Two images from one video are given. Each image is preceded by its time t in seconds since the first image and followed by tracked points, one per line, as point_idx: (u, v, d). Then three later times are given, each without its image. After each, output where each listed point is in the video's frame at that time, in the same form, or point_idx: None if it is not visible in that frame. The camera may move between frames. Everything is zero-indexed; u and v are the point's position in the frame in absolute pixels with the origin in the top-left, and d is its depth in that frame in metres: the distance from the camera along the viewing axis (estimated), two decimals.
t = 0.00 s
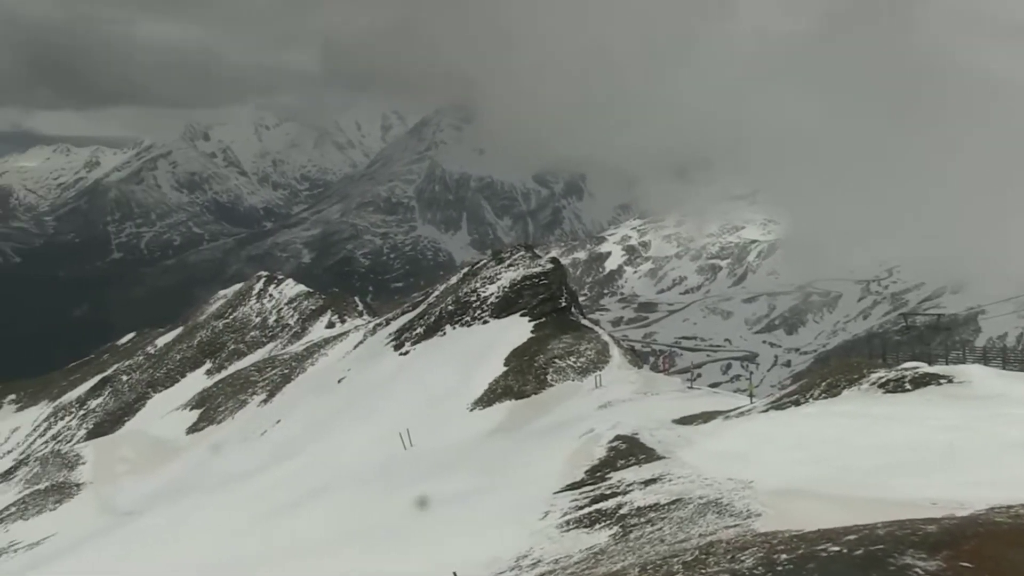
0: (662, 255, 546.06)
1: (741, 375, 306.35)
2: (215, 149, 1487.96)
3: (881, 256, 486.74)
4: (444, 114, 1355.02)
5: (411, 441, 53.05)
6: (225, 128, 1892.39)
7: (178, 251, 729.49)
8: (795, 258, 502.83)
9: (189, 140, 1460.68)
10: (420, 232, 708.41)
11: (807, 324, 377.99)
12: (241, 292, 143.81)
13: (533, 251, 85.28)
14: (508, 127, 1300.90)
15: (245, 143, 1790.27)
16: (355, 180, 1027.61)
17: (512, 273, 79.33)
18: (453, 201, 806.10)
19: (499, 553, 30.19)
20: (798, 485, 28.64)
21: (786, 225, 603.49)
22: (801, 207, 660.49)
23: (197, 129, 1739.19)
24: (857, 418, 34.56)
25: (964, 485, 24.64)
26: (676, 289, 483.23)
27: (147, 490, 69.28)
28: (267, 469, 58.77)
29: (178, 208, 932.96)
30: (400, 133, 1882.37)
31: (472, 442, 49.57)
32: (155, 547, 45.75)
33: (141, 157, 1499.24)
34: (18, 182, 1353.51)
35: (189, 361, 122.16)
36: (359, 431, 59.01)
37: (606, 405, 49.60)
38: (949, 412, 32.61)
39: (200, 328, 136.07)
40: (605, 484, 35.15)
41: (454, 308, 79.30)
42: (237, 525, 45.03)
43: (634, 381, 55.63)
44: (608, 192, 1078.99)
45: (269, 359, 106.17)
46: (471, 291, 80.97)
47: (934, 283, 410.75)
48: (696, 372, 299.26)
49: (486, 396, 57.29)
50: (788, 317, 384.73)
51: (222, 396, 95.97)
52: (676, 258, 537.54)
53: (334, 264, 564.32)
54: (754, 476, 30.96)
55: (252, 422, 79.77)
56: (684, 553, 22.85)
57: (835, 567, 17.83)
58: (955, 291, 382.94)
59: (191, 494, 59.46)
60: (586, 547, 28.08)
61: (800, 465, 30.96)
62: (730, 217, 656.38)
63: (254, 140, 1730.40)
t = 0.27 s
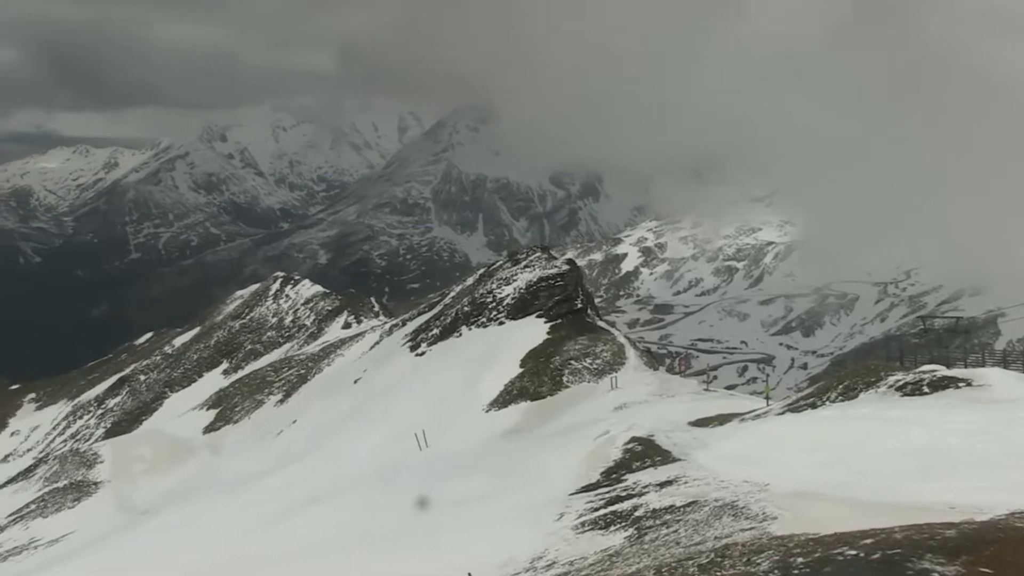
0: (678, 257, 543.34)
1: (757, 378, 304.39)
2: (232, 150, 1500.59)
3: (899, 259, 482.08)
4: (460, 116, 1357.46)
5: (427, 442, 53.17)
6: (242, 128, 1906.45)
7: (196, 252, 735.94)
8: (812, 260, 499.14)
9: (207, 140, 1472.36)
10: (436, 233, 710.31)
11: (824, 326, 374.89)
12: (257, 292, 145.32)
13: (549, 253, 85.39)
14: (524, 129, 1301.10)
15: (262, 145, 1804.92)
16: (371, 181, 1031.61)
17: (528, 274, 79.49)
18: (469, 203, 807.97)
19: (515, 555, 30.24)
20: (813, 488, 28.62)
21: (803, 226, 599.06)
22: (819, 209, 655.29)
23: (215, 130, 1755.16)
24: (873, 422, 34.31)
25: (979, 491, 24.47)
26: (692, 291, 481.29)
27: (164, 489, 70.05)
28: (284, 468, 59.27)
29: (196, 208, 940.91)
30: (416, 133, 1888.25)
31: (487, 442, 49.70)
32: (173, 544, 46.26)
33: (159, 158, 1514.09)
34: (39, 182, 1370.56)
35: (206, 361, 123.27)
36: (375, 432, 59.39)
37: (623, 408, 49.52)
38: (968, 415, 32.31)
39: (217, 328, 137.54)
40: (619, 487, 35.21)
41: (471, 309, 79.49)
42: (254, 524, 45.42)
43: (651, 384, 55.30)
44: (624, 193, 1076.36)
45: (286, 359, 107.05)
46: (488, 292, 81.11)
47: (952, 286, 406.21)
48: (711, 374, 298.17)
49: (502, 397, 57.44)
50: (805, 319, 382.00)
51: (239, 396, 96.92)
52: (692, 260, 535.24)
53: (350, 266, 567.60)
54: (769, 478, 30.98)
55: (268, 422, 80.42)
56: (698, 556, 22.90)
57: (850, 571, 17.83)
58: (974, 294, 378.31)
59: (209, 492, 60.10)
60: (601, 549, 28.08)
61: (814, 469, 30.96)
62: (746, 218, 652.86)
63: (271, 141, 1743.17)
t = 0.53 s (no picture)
0: (695, 259, 540.42)
1: (774, 380, 302.31)
2: (249, 151, 1511.45)
3: (919, 261, 476.86)
4: (476, 117, 1359.81)
5: (442, 443, 53.38)
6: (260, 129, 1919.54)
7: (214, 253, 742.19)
8: (830, 262, 495.03)
9: (225, 141, 1484.07)
10: (452, 234, 711.68)
11: (842, 328, 371.76)
12: (274, 293, 146.54)
13: (565, 254, 85.48)
14: (540, 130, 1301.34)
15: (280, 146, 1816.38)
16: (387, 182, 1035.65)
17: (544, 275, 79.64)
18: (485, 204, 808.70)
19: (530, 556, 30.34)
20: (831, 491, 28.35)
21: (821, 228, 594.08)
22: (837, 210, 650.02)
23: (233, 131, 1768.17)
24: (892, 425, 33.98)
25: (997, 496, 24.18)
26: (708, 292, 478.92)
27: (181, 488, 70.84)
28: (300, 467, 59.82)
29: (214, 209, 948.26)
30: (432, 135, 1893.79)
31: (502, 444, 49.85)
32: (192, 542, 46.84)
33: (178, 159, 1527.66)
34: (60, 183, 1387.92)
35: (223, 361, 124.42)
36: (390, 432, 59.74)
37: (637, 409, 49.52)
38: (987, 418, 32.02)
39: (234, 328, 138.86)
40: (635, 489, 35.15)
41: (486, 310, 79.73)
42: (271, 523, 45.86)
43: (667, 385, 55.17)
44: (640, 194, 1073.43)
45: (302, 359, 107.83)
46: (503, 293, 81.35)
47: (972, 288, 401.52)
48: (728, 375, 296.79)
49: (518, 397, 57.61)
50: (822, 321, 378.89)
51: (256, 395, 97.78)
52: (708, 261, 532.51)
53: (366, 267, 569.93)
54: (786, 481, 30.84)
55: (284, 422, 80.99)
56: (715, 558, 22.88)
57: None
58: (994, 296, 373.49)
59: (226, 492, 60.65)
60: (616, 550, 28.13)
61: (831, 472, 30.69)
62: (764, 219, 648.50)
63: (289, 143, 1754.01)
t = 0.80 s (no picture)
0: (711, 260, 537.07)
1: (790, 383, 300.20)
2: (267, 152, 1522.59)
3: (938, 263, 472.20)
4: (492, 118, 1361.21)
5: (458, 445, 53.52)
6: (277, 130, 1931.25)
7: (232, 254, 747.82)
8: (847, 263, 491.03)
9: (243, 142, 1495.89)
10: (468, 235, 713.17)
11: (859, 330, 368.75)
12: (290, 293, 147.67)
13: (581, 255, 85.42)
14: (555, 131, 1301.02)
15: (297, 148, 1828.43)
16: (403, 183, 1039.86)
17: (559, 277, 79.68)
18: (502, 205, 809.80)
19: (546, 557, 30.42)
20: (849, 495, 28.30)
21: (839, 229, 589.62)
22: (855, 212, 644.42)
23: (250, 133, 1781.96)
24: (909, 430, 33.63)
25: (1014, 500, 24.14)
26: (725, 294, 476.45)
27: (198, 487, 71.42)
28: (316, 466, 60.27)
29: (231, 210, 956.13)
30: (448, 136, 1897.71)
31: (518, 446, 49.99)
32: (210, 541, 47.13)
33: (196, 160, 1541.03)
34: (81, 184, 1404.55)
35: (240, 361, 125.54)
36: (407, 432, 60.15)
37: (653, 411, 49.46)
38: (1006, 423, 31.72)
39: (250, 329, 140.06)
40: (650, 491, 35.17)
41: (502, 311, 79.90)
42: (287, 523, 46.36)
43: (683, 387, 55.03)
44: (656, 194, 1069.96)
45: (318, 360, 108.46)
46: (519, 295, 81.45)
47: (991, 290, 397.23)
48: (744, 378, 295.55)
49: (533, 399, 57.66)
50: (839, 323, 376.05)
51: (272, 396, 98.59)
52: (725, 263, 529.91)
53: (382, 267, 572.37)
54: (801, 485, 30.76)
55: (300, 422, 81.57)
56: (731, 561, 22.84)
57: None
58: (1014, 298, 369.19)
59: (242, 491, 61.31)
60: (630, 552, 28.17)
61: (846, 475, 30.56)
62: (780, 221, 644.86)
63: (306, 144, 1765.67)
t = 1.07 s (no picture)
0: (728, 262, 533.90)
1: (807, 385, 298.30)
2: (284, 153, 1533.09)
3: (957, 265, 467.20)
4: (507, 119, 1362.15)
5: (473, 446, 53.74)
6: (294, 130, 1942.58)
7: (249, 254, 752.82)
8: (865, 265, 487.01)
9: (260, 143, 1507.24)
10: (485, 236, 714.38)
11: (876, 332, 365.51)
12: (307, 294, 148.74)
13: (597, 257, 85.48)
14: (571, 132, 1300.05)
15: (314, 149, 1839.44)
16: (419, 184, 1043.15)
17: (575, 278, 79.75)
18: (518, 207, 810.48)
19: (562, 559, 30.48)
20: (868, 499, 28.10)
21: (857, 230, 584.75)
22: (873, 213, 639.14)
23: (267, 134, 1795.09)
24: (928, 433, 33.37)
25: None
26: (741, 296, 473.83)
27: (214, 486, 72.20)
28: (331, 467, 60.71)
29: (249, 210, 963.73)
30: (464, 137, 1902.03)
31: (534, 447, 50.02)
32: (226, 540, 47.59)
33: (214, 161, 1553.39)
34: (101, 184, 1421.12)
35: (257, 361, 126.65)
36: (422, 432, 60.43)
37: (669, 413, 49.35)
38: None
39: (267, 329, 141.20)
40: (666, 493, 35.15)
41: (518, 312, 80.03)
42: (301, 523, 46.75)
43: (699, 389, 54.82)
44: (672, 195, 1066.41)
45: (335, 361, 109.14)
46: (535, 296, 81.54)
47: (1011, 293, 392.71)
48: (760, 380, 294.16)
49: (549, 400, 57.73)
50: (857, 325, 372.99)
51: (288, 396, 99.38)
52: (741, 265, 527.05)
53: (398, 268, 574.61)
54: (819, 487, 30.61)
55: (315, 423, 82.19)
56: (747, 563, 22.84)
57: None
58: None
59: (258, 490, 61.92)
60: (646, 554, 28.21)
61: (864, 478, 30.43)
62: (798, 222, 640.55)
63: (323, 145, 1776.66)
